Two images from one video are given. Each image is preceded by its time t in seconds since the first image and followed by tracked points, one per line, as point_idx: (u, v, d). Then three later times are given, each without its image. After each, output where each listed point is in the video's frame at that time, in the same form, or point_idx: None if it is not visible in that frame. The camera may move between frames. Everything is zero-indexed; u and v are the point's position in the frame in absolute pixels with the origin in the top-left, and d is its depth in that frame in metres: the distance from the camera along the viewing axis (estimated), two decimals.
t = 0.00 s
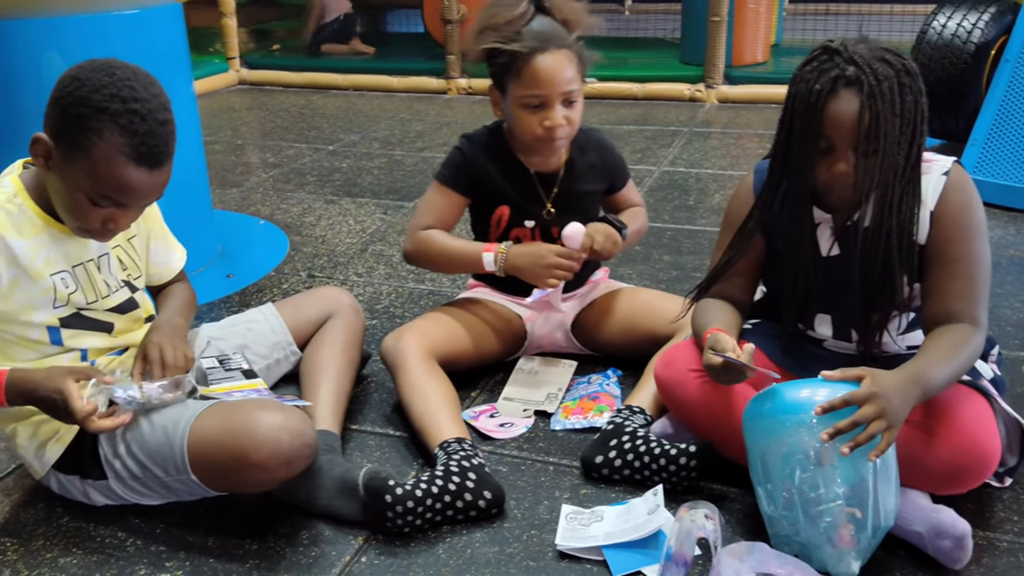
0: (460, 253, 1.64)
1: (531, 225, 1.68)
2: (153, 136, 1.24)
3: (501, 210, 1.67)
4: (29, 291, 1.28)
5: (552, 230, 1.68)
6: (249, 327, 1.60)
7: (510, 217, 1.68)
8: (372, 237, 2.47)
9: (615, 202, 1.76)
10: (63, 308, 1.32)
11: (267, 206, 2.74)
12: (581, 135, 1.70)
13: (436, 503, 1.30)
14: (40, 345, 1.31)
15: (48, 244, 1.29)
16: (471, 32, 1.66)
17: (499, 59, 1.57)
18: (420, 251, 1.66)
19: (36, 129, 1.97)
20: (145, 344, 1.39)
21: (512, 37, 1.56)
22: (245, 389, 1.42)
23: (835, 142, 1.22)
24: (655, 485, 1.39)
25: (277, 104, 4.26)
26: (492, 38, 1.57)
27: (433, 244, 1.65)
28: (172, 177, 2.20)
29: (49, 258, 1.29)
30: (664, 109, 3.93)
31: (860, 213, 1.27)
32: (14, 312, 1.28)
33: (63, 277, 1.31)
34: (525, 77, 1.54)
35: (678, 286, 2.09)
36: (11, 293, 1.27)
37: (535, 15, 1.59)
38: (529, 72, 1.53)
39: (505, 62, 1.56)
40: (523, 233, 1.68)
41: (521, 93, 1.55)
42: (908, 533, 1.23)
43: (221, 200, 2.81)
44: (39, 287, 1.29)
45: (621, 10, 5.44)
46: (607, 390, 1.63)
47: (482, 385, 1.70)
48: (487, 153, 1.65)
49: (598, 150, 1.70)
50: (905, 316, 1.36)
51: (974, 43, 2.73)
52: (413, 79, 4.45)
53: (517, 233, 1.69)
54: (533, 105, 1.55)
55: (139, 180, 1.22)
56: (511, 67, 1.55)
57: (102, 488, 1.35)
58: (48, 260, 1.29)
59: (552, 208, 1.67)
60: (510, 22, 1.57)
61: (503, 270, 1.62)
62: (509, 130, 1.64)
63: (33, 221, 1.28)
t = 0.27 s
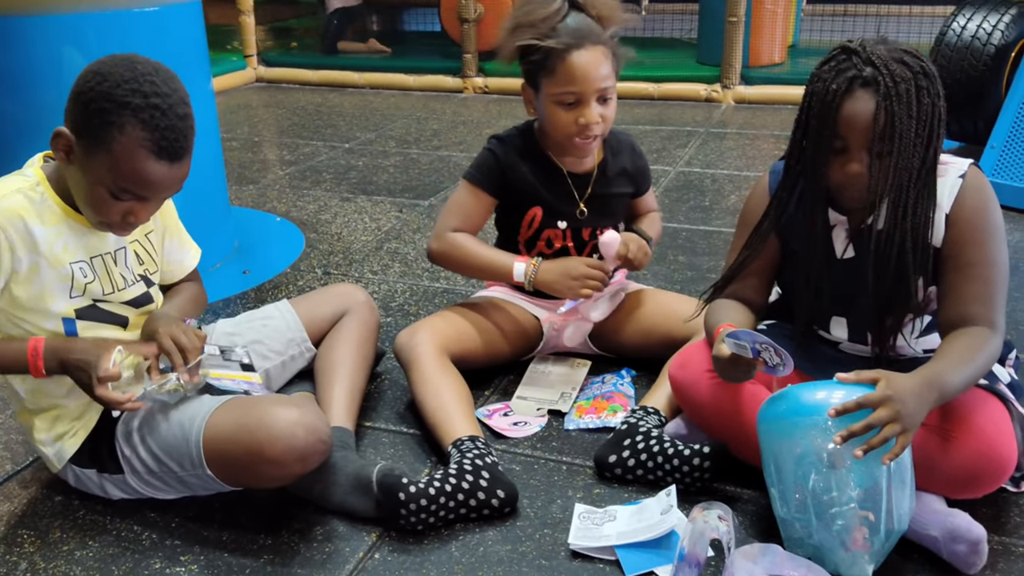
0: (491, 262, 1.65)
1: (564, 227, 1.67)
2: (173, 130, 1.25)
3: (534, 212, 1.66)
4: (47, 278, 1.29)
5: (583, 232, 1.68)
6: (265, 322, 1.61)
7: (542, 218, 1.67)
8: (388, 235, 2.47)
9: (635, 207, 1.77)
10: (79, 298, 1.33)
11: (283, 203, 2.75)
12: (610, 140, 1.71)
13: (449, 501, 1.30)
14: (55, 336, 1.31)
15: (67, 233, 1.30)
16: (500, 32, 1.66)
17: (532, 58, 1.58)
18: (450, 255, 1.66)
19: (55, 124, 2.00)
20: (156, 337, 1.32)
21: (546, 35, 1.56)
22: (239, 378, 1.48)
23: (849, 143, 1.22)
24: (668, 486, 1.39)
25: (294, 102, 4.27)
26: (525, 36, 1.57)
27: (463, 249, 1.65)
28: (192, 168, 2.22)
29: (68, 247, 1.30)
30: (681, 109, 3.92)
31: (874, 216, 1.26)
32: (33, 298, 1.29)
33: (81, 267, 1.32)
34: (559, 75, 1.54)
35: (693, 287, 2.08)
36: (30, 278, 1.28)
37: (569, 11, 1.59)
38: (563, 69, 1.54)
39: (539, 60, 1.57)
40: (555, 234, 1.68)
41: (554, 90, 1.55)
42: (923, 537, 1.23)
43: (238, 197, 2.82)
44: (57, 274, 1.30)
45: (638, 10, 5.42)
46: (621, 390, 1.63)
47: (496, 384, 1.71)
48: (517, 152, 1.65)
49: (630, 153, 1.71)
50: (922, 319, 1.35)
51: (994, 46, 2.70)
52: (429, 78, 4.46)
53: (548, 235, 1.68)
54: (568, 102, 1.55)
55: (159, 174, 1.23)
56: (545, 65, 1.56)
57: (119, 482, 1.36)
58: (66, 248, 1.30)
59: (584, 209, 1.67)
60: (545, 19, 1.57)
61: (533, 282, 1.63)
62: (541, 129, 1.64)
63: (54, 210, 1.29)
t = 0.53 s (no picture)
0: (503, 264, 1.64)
1: (577, 227, 1.67)
2: (186, 123, 1.26)
3: (548, 213, 1.66)
4: (60, 272, 1.29)
5: (596, 232, 1.68)
6: (276, 320, 1.61)
7: (557, 219, 1.66)
8: (398, 234, 2.47)
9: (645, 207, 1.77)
10: (92, 292, 1.34)
11: (294, 202, 2.76)
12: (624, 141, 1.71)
13: (458, 499, 1.30)
14: (68, 330, 1.32)
15: (80, 227, 1.30)
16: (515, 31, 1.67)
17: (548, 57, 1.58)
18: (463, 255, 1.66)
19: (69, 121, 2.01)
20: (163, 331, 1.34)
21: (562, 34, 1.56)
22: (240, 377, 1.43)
23: (861, 141, 1.22)
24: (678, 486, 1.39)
25: (304, 100, 4.28)
26: (543, 35, 1.57)
27: (477, 249, 1.65)
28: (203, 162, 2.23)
29: (81, 241, 1.30)
30: (691, 109, 3.91)
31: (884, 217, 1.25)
32: (47, 293, 1.29)
33: (94, 261, 1.33)
34: (575, 73, 1.55)
35: (703, 287, 2.08)
36: (44, 274, 1.28)
37: (583, 10, 1.59)
38: (581, 66, 1.54)
39: (555, 59, 1.57)
40: (569, 235, 1.67)
41: (570, 89, 1.56)
42: (934, 539, 1.22)
43: (248, 195, 2.83)
44: (71, 268, 1.30)
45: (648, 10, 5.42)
46: (631, 389, 1.63)
47: (506, 383, 1.71)
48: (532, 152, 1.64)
49: (644, 155, 1.71)
50: (934, 320, 1.34)
51: (1007, 46, 2.69)
52: (439, 77, 4.46)
53: (562, 235, 1.67)
54: (585, 100, 1.55)
55: (172, 166, 1.23)
56: (562, 63, 1.56)
57: (129, 477, 1.36)
58: (79, 242, 1.30)
59: (599, 209, 1.67)
60: (561, 17, 1.57)
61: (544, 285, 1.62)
62: (557, 128, 1.64)
63: (67, 204, 1.29)
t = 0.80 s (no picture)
0: (510, 256, 1.63)
1: (582, 226, 1.68)
2: (193, 123, 1.27)
3: (552, 213, 1.67)
4: (65, 269, 1.31)
5: (600, 231, 1.70)
6: (282, 317, 1.62)
7: (562, 218, 1.67)
8: (402, 233, 2.49)
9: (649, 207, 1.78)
10: (98, 289, 1.35)
11: (299, 201, 2.77)
12: (628, 141, 1.72)
13: (461, 495, 1.31)
14: (74, 326, 1.33)
15: (86, 224, 1.31)
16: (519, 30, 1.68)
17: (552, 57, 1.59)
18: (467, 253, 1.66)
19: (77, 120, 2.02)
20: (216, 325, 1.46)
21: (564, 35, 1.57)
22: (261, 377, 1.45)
23: (862, 141, 1.22)
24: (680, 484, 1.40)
25: (310, 100, 4.30)
26: (545, 33, 1.58)
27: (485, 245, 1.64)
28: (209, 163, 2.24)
29: (86, 239, 1.32)
30: (696, 110, 3.92)
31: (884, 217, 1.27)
32: (52, 289, 1.30)
33: (99, 259, 1.34)
34: (580, 69, 1.55)
35: (705, 286, 2.08)
36: (48, 271, 1.29)
37: (583, 9, 1.60)
38: (585, 62, 1.55)
39: (559, 56, 1.57)
40: (574, 234, 1.68)
41: (576, 84, 1.56)
42: (933, 537, 1.23)
43: (254, 194, 2.84)
44: (76, 265, 1.31)
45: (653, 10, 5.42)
46: (633, 388, 1.64)
47: (509, 381, 1.72)
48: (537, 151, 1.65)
49: (648, 154, 1.72)
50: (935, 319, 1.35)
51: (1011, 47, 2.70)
52: (444, 77, 4.47)
53: (568, 234, 1.68)
54: (591, 95, 1.56)
55: (179, 165, 1.25)
56: (565, 60, 1.57)
57: (135, 473, 1.38)
58: (84, 240, 1.31)
59: (604, 208, 1.68)
60: (564, 15, 1.59)
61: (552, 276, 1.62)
62: (561, 127, 1.65)
63: (74, 203, 1.31)
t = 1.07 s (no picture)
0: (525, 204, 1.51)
1: (585, 223, 1.66)
2: (191, 120, 1.26)
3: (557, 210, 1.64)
4: (62, 269, 1.30)
5: (602, 229, 1.68)
6: (279, 316, 1.62)
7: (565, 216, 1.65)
8: (399, 232, 2.48)
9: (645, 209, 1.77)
10: (94, 289, 1.34)
11: (296, 199, 2.77)
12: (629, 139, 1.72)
13: (458, 494, 1.31)
14: (71, 327, 1.33)
15: (82, 224, 1.31)
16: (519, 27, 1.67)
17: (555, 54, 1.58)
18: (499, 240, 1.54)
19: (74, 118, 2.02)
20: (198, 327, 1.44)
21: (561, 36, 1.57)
22: (264, 375, 1.47)
23: (855, 138, 1.22)
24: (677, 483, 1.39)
25: (308, 99, 4.29)
26: (546, 29, 1.58)
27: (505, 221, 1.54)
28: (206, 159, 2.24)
29: (82, 239, 1.31)
30: (694, 109, 3.91)
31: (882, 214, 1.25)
32: (49, 290, 1.30)
33: (95, 258, 1.33)
34: (583, 64, 1.55)
35: (703, 285, 2.08)
36: (46, 271, 1.29)
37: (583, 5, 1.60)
38: (586, 57, 1.55)
39: (560, 52, 1.57)
40: (577, 232, 1.66)
41: (581, 79, 1.56)
42: (931, 535, 1.23)
43: (251, 193, 2.84)
44: (72, 266, 1.31)
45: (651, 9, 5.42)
46: (630, 387, 1.64)
47: (506, 380, 1.72)
48: (540, 145, 1.63)
49: (649, 151, 1.73)
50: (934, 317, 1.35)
51: (1010, 46, 2.69)
52: (442, 76, 4.46)
53: (569, 232, 1.66)
54: (595, 90, 1.55)
55: (177, 164, 1.24)
56: (567, 56, 1.57)
57: (131, 472, 1.37)
58: (80, 240, 1.31)
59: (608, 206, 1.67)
60: (564, 11, 1.59)
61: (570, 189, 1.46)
62: (565, 123, 1.63)
63: (69, 202, 1.30)
